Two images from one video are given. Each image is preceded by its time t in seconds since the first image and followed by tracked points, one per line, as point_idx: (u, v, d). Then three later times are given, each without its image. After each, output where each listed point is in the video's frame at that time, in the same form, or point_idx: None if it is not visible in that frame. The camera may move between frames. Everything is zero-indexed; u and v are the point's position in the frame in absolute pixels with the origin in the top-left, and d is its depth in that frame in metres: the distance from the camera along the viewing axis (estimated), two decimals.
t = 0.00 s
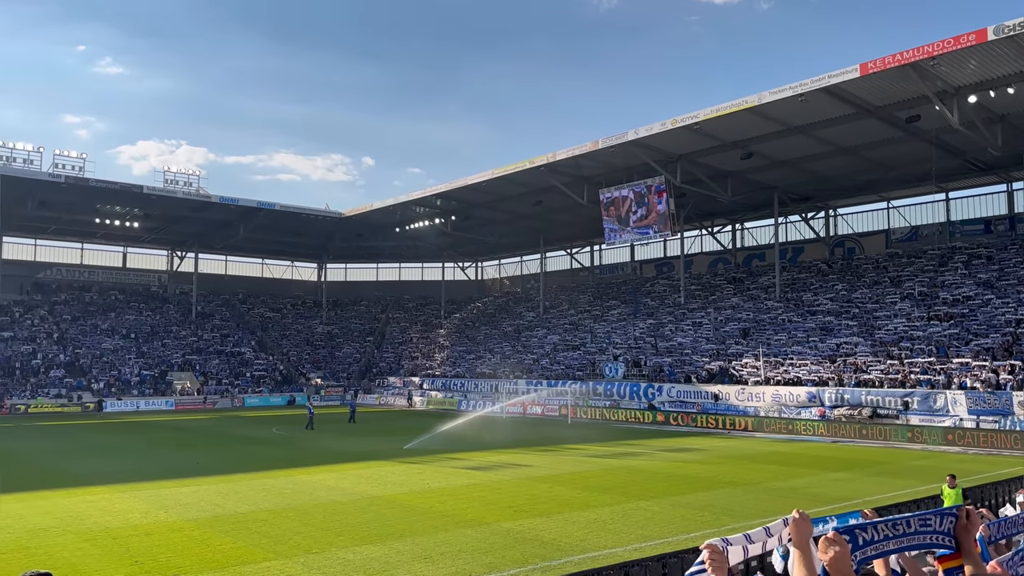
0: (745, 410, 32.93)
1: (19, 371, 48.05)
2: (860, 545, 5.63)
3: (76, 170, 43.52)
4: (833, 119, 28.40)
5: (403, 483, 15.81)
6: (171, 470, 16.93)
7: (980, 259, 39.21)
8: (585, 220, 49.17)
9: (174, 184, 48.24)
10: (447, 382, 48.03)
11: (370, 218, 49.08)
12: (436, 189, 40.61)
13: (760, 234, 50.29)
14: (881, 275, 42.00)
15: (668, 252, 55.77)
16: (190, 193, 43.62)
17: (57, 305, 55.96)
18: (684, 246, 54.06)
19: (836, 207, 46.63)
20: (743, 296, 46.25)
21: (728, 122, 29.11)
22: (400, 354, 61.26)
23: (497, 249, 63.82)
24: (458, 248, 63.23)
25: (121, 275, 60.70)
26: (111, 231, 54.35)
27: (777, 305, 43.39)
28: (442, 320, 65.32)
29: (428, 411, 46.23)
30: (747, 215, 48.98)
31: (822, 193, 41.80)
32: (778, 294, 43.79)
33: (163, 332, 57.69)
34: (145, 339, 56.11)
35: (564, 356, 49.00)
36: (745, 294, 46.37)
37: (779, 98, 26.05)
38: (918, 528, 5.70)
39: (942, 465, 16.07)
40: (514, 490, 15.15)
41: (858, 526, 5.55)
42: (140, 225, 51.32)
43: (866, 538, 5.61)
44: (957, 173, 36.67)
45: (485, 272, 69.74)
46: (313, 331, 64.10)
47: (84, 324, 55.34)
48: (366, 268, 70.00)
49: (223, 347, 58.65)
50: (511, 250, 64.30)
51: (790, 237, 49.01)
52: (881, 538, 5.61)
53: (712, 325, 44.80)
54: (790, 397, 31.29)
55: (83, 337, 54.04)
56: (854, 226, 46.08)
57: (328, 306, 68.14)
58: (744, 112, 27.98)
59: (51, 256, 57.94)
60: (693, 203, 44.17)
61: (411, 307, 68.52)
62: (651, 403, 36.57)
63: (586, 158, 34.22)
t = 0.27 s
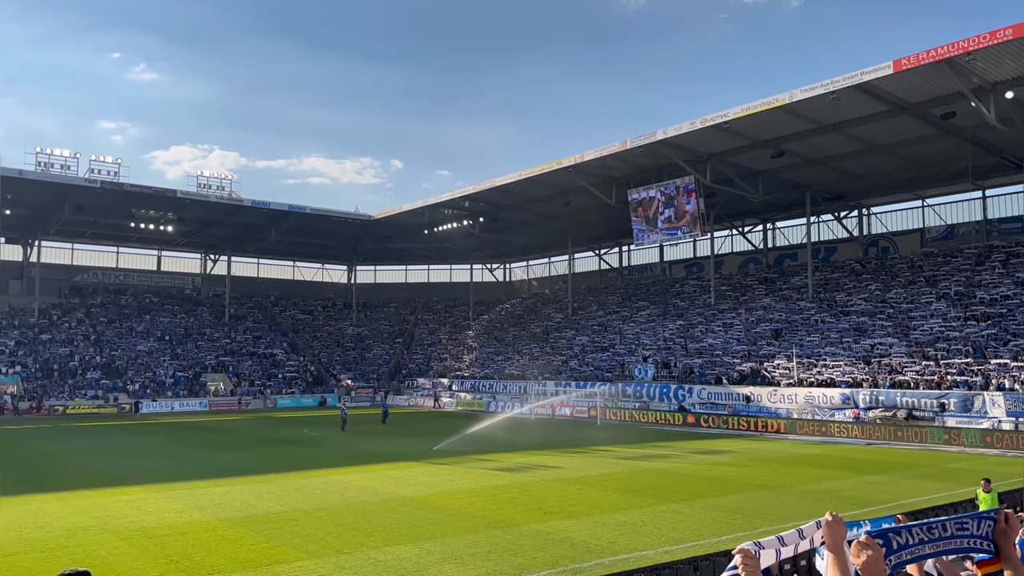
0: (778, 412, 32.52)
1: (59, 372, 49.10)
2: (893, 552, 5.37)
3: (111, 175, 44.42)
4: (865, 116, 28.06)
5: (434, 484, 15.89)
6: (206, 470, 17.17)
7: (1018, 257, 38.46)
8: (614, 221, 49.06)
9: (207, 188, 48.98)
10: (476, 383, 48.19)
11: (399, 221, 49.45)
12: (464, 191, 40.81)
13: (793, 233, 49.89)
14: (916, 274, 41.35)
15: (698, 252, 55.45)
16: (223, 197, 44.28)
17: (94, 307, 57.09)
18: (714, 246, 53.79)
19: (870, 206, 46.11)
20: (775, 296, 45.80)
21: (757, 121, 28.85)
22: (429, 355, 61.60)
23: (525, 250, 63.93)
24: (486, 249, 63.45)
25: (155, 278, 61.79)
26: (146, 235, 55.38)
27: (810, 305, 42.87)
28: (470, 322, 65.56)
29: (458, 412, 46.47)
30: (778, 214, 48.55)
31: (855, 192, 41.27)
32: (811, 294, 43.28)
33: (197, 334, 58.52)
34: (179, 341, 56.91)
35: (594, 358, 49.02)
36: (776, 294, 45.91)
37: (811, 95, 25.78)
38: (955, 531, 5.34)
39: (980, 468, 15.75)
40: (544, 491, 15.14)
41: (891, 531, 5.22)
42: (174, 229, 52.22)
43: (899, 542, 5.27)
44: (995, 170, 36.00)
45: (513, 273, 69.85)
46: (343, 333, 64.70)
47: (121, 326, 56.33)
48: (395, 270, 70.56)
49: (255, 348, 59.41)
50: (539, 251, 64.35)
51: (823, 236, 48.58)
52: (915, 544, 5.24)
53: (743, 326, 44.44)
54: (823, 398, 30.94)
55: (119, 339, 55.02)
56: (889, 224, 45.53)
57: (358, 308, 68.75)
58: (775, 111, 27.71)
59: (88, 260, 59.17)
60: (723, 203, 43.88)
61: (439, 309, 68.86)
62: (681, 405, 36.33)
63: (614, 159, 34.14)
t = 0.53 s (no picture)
0: (813, 414, 31.88)
1: (98, 373, 50.11)
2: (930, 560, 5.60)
3: (148, 179, 45.30)
4: (901, 113, 27.60)
5: (466, 484, 15.95)
6: (241, 469, 17.42)
7: None
8: (644, 221, 48.87)
9: (242, 191, 49.69)
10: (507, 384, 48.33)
11: (430, 222, 49.75)
12: (494, 192, 40.94)
13: (828, 232, 49.30)
14: (956, 273, 40.63)
15: (731, 252, 55.00)
16: (257, 200, 44.93)
17: (132, 309, 58.22)
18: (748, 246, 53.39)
19: (907, 204, 45.39)
20: (810, 296, 45.25)
21: (789, 119, 28.54)
22: (460, 356, 61.86)
23: (555, 251, 63.93)
24: (516, 250, 63.54)
25: (191, 281, 62.85)
26: (182, 238, 56.40)
27: (845, 305, 42.27)
28: (501, 323, 65.70)
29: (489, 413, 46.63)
30: (813, 213, 48.00)
31: (891, 190, 40.62)
32: (846, 294, 42.68)
33: (232, 335, 59.25)
34: (215, 342, 57.73)
35: (625, 359, 48.92)
36: (811, 294, 45.36)
37: (845, 92, 25.42)
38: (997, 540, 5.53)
39: None
40: (576, 492, 15.12)
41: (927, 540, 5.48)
42: (210, 231, 53.09)
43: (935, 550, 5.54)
44: None
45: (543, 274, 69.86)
46: (375, 334, 65.16)
47: (158, 328, 57.35)
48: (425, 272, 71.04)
49: (289, 349, 60.12)
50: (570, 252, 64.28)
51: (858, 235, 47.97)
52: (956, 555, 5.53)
53: (777, 326, 43.98)
54: (859, 400, 30.32)
55: (156, 340, 55.92)
56: (926, 223, 44.78)
57: (390, 309, 69.24)
58: (807, 108, 27.38)
59: (126, 263, 60.40)
60: (756, 202, 43.49)
61: (470, 310, 69.12)
62: (713, 406, 36.00)
63: (645, 158, 34.01)
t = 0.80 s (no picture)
0: (850, 415, 31.46)
1: (137, 372, 51.08)
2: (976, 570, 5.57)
3: (185, 182, 45.99)
4: (941, 109, 27.07)
5: (499, 484, 15.97)
6: (275, 468, 17.61)
7: None
8: (676, 220, 48.56)
9: (276, 194, 50.29)
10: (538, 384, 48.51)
11: (462, 223, 49.96)
12: (526, 192, 41.00)
13: (865, 231, 48.55)
14: (999, 272, 39.81)
15: (765, 251, 54.38)
16: (292, 203, 45.49)
17: (169, 310, 59.32)
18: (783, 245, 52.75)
19: (947, 202, 44.48)
20: (847, 296, 44.64)
21: (824, 116, 28.15)
22: (491, 356, 62.11)
23: (587, 251, 63.78)
24: (547, 250, 63.48)
25: (227, 282, 63.80)
26: (219, 240, 57.29)
27: (884, 305, 41.62)
28: (532, 323, 65.74)
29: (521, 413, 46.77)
30: (850, 211, 47.34)
31: (929, 187, 39.86)
32: (884, 293, 42.02)
33: (268, 335, 60.24)
34: (251, 343, 58.57)
35: (658, 359, 48.76)
36: (848, 294, 44.74)
37: (882, 89, 24.99)
38: None
39: None
40: (608, 493, 15.06)
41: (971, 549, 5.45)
42: (246, 233, 53.90)
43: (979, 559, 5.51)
44: None
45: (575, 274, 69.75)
46: (407, 334, 65.69)
47: (195, 329, 58.35)
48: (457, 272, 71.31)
49: (323, 349, 60.80)
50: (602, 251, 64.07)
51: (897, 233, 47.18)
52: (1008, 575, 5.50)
53: (813, 327, 43.46)
54: (898, 401, 29.81)
55: (194, 340, 57.06)
56: (966, 221, 43.83)
57: (422, 309, 69.64)
58: (843, 105, 26.98)
59: (163, 264, 61.52)
60: (792, 200, 42.98)
61: (501, 310, 69.28)
62: (748, 407, 35.45)
63: (677, 157, 33.80)
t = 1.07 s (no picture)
0: (888, 417, 30.87)
1: (175, 371, 51.99)
2: None
3: (221, 184, 46.77)
4: (981, 104, 26.52)
5: (530, 484, 15.98)
6: (309, 466, 17.81)
7: None
8: (708, 219, 48.21)
9: (310, 195, 50.88)
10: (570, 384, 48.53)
11: (493, 223, 50.14)
12: (557, 192, 41.01)
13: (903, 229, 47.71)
14: None
15: (800, 250, 53.70)
16: (325, 204, 46.04)
17: (206, 310, 60.37)
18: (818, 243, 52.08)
19: (987, 199, 43.47)
20: (884, 296, 43.93)
21: (859, 112, 27.73)
22: (522, 356, 62.19)
23: (619, 250, 63.60)
24: (577, 250, 63.43)
25: (263, 282, 64.73)
26: (254, 241, 58.14)
27: (923, 304, 40.89)
28: (563, 323, 65.72)
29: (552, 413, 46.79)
30: (887, 208, 46.61)
31: (969, 184, 39.07)
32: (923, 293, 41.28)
33: (302, 334, 60.96)
34: (286, 342, 59.32)
35: (690, 359, 48.50)
36: (886, 293, 44.03)
37: (920, 84, 24.55)
38: None
39: None
40: (640, 494, 15.01)
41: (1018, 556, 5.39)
42: (281, 234, 54.66)
43: None
44: None
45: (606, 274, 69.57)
46: (439, 333, 66.08)
47: (231, 328, 59.29)
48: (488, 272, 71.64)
49: (355, 349, 61.35)
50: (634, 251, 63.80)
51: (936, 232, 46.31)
52: None
53: (849, 327, 42.85)
54: (937, 402, 29.16)
55: (230, 339, 57.77)
56: (1008, 219, 42.76)
57: (453, 309, 70.02)
58: (879, 101, 26.56)
59: (200, 265, 62.60)
60: (828, 198, 42.42)
61: (532, 310, 69.36)
62: (783, 408, 35.07)
63: (710, 155, 33.56)
